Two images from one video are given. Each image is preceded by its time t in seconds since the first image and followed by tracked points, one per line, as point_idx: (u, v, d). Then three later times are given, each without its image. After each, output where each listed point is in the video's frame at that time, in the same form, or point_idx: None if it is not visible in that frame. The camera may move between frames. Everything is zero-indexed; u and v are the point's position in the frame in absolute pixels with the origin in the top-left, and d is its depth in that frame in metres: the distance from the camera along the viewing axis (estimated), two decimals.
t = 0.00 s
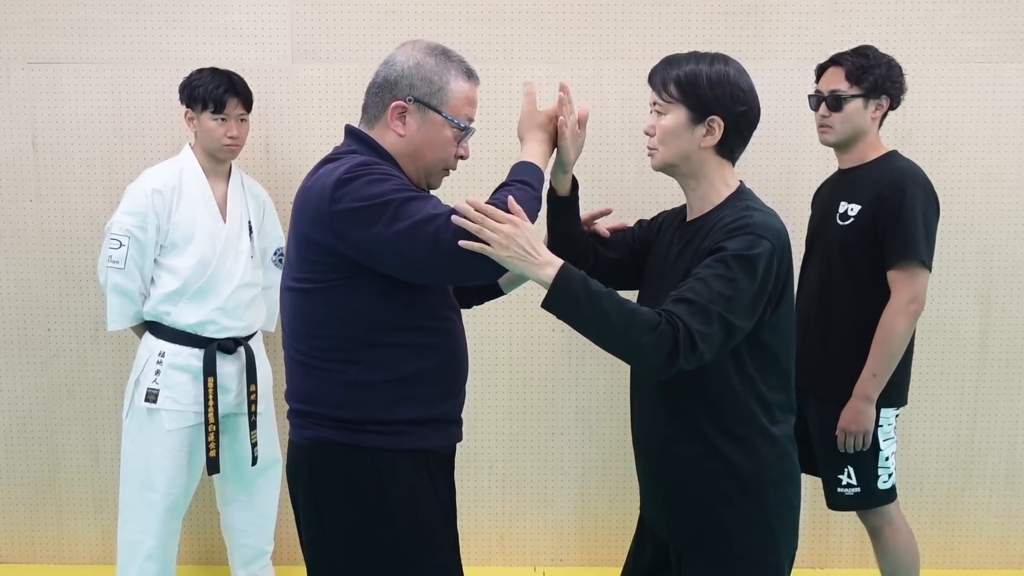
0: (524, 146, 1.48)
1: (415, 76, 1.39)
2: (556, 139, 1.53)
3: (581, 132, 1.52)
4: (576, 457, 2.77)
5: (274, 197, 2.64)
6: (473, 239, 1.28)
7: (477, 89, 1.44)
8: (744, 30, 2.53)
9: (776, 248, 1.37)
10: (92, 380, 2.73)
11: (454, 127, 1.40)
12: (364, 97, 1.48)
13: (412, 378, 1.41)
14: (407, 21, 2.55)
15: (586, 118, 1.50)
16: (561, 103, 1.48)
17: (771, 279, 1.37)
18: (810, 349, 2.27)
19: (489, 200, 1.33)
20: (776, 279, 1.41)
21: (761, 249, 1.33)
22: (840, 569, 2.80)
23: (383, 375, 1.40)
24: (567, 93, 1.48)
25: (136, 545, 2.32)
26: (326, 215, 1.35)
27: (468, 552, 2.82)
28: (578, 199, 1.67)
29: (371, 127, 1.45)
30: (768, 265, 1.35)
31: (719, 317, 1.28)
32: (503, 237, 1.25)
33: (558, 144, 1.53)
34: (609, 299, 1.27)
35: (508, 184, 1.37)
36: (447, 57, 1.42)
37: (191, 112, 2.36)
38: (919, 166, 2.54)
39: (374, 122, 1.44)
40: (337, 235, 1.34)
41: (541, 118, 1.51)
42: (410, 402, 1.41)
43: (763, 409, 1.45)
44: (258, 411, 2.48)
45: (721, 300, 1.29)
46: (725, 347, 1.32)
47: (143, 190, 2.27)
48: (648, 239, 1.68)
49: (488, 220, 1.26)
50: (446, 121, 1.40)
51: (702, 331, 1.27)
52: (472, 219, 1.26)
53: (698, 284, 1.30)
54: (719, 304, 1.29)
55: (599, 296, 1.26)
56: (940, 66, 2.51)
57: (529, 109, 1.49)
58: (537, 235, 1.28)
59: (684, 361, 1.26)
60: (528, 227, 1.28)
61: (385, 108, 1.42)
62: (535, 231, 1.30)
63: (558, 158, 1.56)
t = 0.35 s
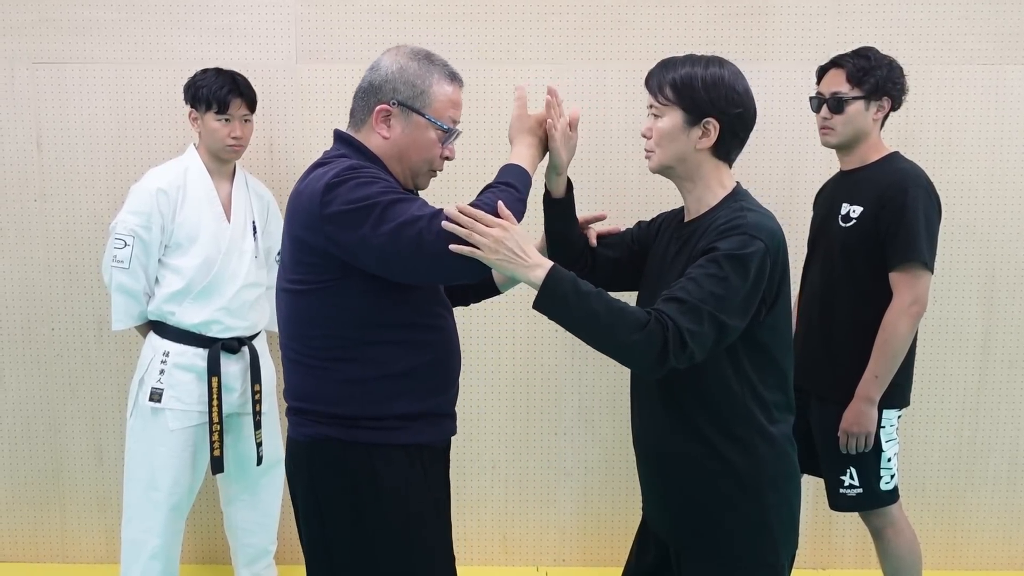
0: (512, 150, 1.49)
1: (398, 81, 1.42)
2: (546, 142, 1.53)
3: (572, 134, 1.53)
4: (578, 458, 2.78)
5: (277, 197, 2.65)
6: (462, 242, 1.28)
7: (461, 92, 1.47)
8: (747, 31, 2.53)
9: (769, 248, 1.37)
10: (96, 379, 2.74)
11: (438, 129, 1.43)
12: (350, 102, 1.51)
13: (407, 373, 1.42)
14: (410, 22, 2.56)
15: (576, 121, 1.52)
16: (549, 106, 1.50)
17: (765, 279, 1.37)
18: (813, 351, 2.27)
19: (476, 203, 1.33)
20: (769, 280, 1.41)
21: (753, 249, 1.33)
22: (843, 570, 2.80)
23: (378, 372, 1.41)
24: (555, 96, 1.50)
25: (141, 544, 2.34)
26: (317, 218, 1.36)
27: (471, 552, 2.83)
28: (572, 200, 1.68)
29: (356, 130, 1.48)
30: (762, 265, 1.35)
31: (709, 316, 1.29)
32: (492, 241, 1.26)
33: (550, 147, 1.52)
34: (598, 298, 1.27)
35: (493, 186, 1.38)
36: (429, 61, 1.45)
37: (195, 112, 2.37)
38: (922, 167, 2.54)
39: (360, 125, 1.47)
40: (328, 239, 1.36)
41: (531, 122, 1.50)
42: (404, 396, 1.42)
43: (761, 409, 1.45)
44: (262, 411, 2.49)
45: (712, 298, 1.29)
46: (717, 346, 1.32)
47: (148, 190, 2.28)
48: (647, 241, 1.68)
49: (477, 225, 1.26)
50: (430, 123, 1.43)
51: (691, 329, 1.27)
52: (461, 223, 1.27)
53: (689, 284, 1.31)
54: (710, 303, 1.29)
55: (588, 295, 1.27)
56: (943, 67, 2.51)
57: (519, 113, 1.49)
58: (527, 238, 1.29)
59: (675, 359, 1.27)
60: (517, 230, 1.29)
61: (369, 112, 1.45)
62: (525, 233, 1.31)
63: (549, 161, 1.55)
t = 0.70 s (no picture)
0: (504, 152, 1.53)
1: (388, 87, 1.48)
2: (537, 144, 1.57)
3: (562, 136, 1.58)
4: (583, 455, 2.80)
5: (285, 196, 2.68)
6: (456, 241, 1.33)
7: (450, 96, 1.52)
8: (750, 31, 2.54)
9: (761, 245, 1.39)
10: (105, 376, 2.78)
11: (428, 132, 1.48)
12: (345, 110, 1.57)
13: (407, 369, 1.46)
14: (416, 24, 2.59)
15: (566, 123, 1.57)
16: (538, 109, 1.54)
17: (756, 275, 1.38)
18: (816, 349, 2.29)
19: (468, 202, 1.38)
20: (759, 277, 1.42)
21: (743, 245, 1.35)
22: (845, 567, 2.82)
23: (383, 368, 1.45)
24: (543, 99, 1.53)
25: (151, 542, 2.37)
26: (314, 221, 1.41)
27: (477, 550, 2.85)
28: (567, 198, 1.70)
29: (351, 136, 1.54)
30: (752, 261, 1.37)
31: (698, 309, 1.31)
32: (484, 239, 1.30)
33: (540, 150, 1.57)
34: (588, 292, 1.30)
35: (482, 186, 1.42)
36: (419, 67, 1.51)
37: (204, 113, 2.40)
38: (925, 166, 2.55)
39: (354, 131, 1.53)
40: (325, 241, 1.41)
41: (520, 124, 1.55)
42: (404, 391, 1.46)
43: (757, 403, 1.47)
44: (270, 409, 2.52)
45: (701, 292, 1.31)
46: (708, 340, 1.34)
47: (157, 190, 2.31)
48: (643, 241, 1.70)
49: (470, 223, 1.30)
50: (421, 126, 1.48)
51: (680, 322, 1.29)
52: (455, 223, 1.31)
53: (679, 278, 1.33)
54: (699, 297, 1.31)
55: (578, 289, 1.30)
56: (947, 67, 2.51)
57: (510, 115, 1.53)
58: (518, 236, 1.33)
59: (664, 351, 1.29)
60: (508, 228, 1.33)
61: (362, 118, 1.51)
62: (516, 232, 1.34)
63: (541, 163, 1.59)
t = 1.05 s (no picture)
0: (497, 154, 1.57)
1: (384, 94, 1.52)
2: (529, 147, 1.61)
3: (554, 137, 1.62)
4: (585, 452, 2.83)
5: (289, 196, 2.71)
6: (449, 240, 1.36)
7: (445, 101, 1.55)
8: (748, 29, 2.57)
9: (745, 241, 1.42)
10: (111, 375, 2.82)
11: (423, 136, 1.52)
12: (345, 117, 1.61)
13: (407, 366, 1.50)
14: (418, 25, 2.61)
15: (557, 125, 1.61)
16: (529, 112, 1.57)
17: (741, 270, 1.42)
18: (815, 345, 2.31)
19: (462, 202, 1.42)
20: (744, 274, 1.45)
21: (728, 241, 1.39)
22: (845, 561, 2.84)
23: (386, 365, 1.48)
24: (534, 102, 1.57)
25: (159, 538, 2.40)
26: (316, 224, 1.47)
27: (481, 546, 2.88)
28: (560, 198, 1.75)
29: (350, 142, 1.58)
30: (737, 257, 1.40)
31: (683, 303, 1.35)
32: (476, 237, 1.34)
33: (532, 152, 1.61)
34: (575, 287, 1.36)
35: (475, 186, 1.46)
36: (413, 74, 1.54)
37: (210, 114, 2.44)
38: (923, 164, 2.57)
39: (353, 137, 1.57)
40: (326, 241, 1.46)
41: (513, 127, 1.58)
42: (406, 387, 1.50)
43: (746, 395, 1.50)
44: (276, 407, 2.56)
45: (686, 287, 1.35)
46: (695, 334, 1.38)
47: (164, 190, 2.35)
48: (636, 239, 1.73)
49: (463, 223, 1.34)
50: (416, 131, 1.51)
51: (665, 316, 1.34)
52: (448, 223, 1.35)
53: (665, 274, 1.38)
54: (684, 291, 1.35)
55: (566, 284, 1.36)
56: (944, 65, 2.53)
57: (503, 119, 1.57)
58: (508, 234, 1.37)
59: (650, 344, 1.34)
60: (500, 227, 1.37)
61: (360, 124, 1.55)
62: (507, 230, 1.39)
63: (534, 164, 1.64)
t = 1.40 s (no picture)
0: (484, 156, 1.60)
1: (379, 100, 1.54)
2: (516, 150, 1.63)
3: (539, 139, 1.64)
4: (579, 448, 2.85)
5: (285, 195, 2.73)
6: (436, 239, 1.39)
7: (437, 107, 1.58)
8: (739, 28, 2.59)
9: (723, 238, 1.45)
10: (108, 374, 2.84)
11: (417, 141, 1.54)
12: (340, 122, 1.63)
13: (398, 362, 1.52)
14: (412, 25, 2.63)
15: (542, 128, 1.63)
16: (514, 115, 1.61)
17: (719, 268, 1.45)
18: (808, 340, 2.34)
19: (448, 202, 1.45)
20: (722, 271, 1.48)
21: (706, 239, 1.41)
22: (837, 554, 2.88)
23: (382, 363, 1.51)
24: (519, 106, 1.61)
25: (158, 536, 2.43)
26: (310, 225, 1.50)
27: (477, 542, 2.90)
28: (546, 200, 1.77)
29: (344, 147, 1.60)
30: (714, 255, 1.43)
31: (661, 299, 1.38)
32: (461, 236, 1.37)
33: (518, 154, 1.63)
34: (555, 284, 1.38)
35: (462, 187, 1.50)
36: (406, 80, 1.56)
37: (206, 114, 2.45)
38: (913, 161, 2.60)
39: (347, 142, 1.59)
40: (320, 242, 1.49)
41: (498, 130, 1.61)
42: (398, 384, 1.53)
43: (727, 388, 1.53)
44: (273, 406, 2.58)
45: (664, 284, 1.39)
46: (673, 329, 1.41)
47: (160, 190, 2.37)
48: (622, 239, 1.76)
49: (448, 222, 1.37)
50: (410, 136, 1.54)
51: (644, 312, 1.37)
52: (434, 221, 1.38)
53: (644, 271, 1.40)
54: (662, 288, 1.38)
55: (547, 282, 1.38)
56: (934, 63, 2.56)
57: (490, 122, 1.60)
58: (493, 233, 1.41)
59: (629, 340, 1.36)
60: (484, 227, 1.40)
61: (355, 130, 1.57)
62: (492, 230, 1.42)
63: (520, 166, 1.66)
